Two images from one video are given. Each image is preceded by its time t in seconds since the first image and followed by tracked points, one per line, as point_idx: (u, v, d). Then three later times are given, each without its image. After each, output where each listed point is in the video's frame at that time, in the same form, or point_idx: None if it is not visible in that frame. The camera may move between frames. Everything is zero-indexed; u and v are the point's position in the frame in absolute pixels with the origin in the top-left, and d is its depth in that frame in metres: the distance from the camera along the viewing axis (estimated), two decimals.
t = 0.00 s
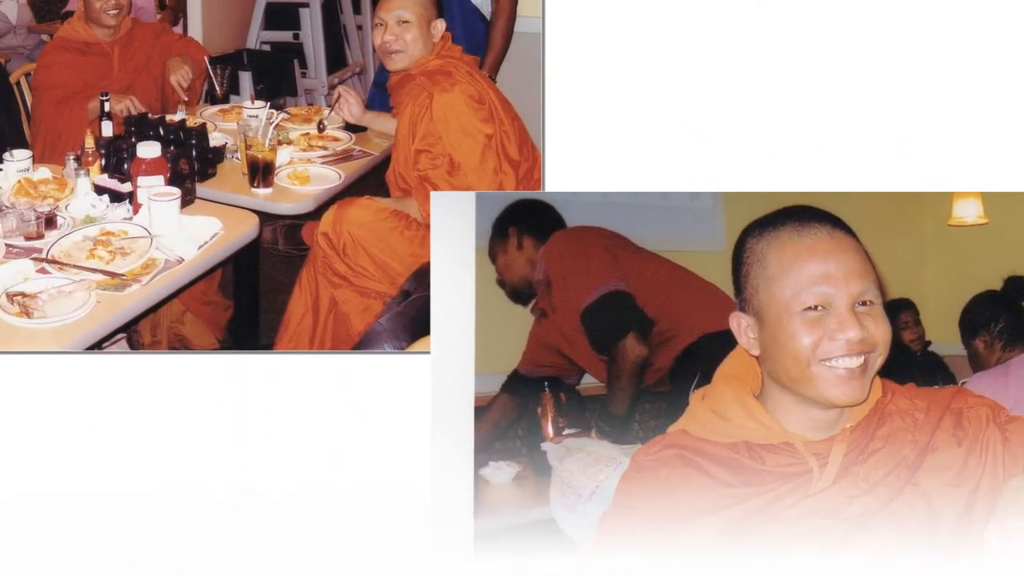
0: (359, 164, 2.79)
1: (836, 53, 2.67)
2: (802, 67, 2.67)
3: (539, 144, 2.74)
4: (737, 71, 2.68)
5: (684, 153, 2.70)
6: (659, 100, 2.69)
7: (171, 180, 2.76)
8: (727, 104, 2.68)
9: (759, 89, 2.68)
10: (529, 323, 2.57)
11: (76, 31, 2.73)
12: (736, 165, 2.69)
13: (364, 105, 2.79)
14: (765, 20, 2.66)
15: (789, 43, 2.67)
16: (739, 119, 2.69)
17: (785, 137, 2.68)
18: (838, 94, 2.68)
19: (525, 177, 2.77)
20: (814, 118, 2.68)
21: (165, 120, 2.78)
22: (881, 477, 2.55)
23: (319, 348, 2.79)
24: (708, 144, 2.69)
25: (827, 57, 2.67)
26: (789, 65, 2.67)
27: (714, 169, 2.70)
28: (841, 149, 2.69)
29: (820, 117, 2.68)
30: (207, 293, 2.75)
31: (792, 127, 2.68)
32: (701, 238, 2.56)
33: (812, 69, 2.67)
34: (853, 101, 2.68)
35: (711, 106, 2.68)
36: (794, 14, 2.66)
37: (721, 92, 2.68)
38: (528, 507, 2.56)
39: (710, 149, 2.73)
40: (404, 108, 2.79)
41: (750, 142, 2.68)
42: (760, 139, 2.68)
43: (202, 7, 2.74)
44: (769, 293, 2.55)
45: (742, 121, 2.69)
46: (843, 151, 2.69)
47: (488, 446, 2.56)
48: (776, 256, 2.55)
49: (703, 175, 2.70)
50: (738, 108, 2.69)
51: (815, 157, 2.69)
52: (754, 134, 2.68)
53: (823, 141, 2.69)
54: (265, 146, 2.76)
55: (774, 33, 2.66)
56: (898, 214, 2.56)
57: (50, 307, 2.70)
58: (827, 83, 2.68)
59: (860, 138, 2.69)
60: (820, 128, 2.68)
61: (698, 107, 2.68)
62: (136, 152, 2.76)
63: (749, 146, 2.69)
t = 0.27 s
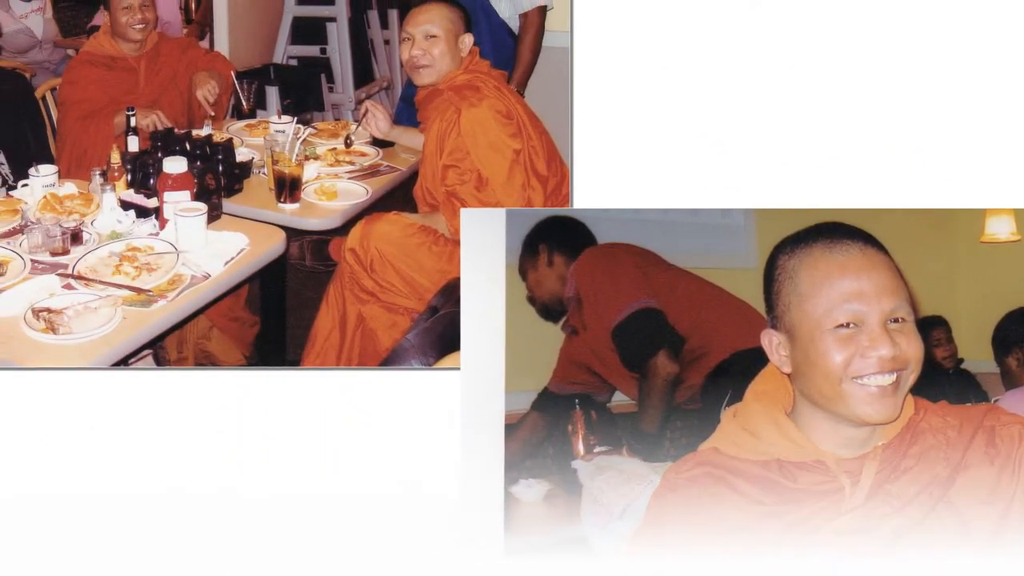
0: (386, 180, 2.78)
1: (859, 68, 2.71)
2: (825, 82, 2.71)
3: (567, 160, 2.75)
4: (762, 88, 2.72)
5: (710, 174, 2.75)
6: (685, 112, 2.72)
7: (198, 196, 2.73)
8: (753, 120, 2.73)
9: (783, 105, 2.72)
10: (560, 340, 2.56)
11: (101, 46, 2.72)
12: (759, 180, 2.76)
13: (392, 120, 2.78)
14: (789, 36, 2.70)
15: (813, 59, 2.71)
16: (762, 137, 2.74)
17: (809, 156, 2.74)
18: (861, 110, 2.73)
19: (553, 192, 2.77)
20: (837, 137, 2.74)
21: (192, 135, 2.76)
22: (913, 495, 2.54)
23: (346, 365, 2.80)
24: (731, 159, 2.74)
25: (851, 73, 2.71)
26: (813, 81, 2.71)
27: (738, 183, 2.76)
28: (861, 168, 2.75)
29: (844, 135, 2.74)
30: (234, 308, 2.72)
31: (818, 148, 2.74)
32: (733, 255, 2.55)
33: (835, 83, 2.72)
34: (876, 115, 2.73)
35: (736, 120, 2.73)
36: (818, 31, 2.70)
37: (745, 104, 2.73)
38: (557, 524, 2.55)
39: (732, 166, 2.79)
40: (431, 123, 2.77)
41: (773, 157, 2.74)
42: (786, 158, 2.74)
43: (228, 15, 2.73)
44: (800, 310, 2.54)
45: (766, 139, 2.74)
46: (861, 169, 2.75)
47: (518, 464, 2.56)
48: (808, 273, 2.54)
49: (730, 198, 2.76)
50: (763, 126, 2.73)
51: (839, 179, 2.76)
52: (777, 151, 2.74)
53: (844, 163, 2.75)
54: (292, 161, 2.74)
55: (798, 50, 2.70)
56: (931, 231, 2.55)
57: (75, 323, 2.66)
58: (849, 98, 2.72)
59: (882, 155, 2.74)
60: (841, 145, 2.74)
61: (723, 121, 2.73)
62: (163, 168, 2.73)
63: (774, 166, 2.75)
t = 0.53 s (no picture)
0: (413, 195, 2.77)
1: (887, 84, 2.73)
2: (851, 98, 2.73)
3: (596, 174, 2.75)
4: (790, 103, 2.72)
5: (738, 188, 2.73)
6: (715, 127, 2.73)
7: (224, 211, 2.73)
8: (781, 135, 2.73)
9: (811, 119, 2.73)
10: (590, 357, 2.57)
11: (127, 60, 2.70)
12: (787, 195, 2.74)
13: (419, 134, 2.78)
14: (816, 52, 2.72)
15: (839, 75, 2.73)
16: (790, 151, 2.73)
17: (836, 170, 2.74)
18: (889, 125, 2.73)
19: (580, 207, 2.78)
20: (865, 151, 2.74)
21: (218, 150, 2.75)
22: (946, 512, 2.52)
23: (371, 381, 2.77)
24: (760, 175, 2.74)
25: (878, 88, 2.73)
26: (840, 98, 2.73)
27: (768, 197, 2.74)
28: (890, 182, 2.75)
29: (871, 149, 2.74)
30: (260, 324, 2.72)
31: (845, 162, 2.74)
32: (765, 274, 2.55)
33: (863, 95, 2.73)
34: (903, 130, 2.74)
35: (764, 135, 2.73)
36: (845, 49, 2.72)
37: (772, 118, 2.73)
38: (587, 540, 2.54)
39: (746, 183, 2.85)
40: (459, 138, 2.78)
41: (801, 170, 2.75)
42: (815, 172, 2.74)
43: (255, 33, 2.71)
44: (832, 327, 2.54)
45: (794, 153, 2.74)
46: (889, 182, 2.75)
47: (548, 481, 2.56)
48: (840, 290, 2.54)
49: (759, 213, 2.75)
50: (791, 139, 2.73)
51: (866, 194, 2.75)
52: (805, 165, 2.74)
53: (871, 177, 2.75)
54: (318, 177, 2.73)
55: (825, 67, 2.72)
56: (962, 248, 2.54)
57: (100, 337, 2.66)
58: (876, 112, 2.73)
59: (908, 167, 2.75)
60: (869, 158, 2.74)
61: (750, 136, 2.73)
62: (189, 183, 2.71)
63: (802, 181, 2.74)
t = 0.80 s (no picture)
0: (440, 211, 2.77)
1: (916, 100, 2.72)
2: (881, 112, 2.72)
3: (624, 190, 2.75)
4: (817, 119, 2.72)
5: (762, 205, 2.76)
6: (740, 143, 2.74)
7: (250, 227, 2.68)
8: (808, 150, 2.73)
9: (839, 135, 2.73)
10: (621, 374, 2.61)
11: (152, 74, 2.69)
12: (811, 209, 2.76)
13: (446, 149, 2.78)
14: (846, 68, 2.71)
15: (869, 90, 2.72)
16: (816, 167, 2.75)
17: (862, 187, 2.76)
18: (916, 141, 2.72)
19: (607, 223, 2.79)
20: (890, 167, 2.74)
21: (244, 164, 2.73)
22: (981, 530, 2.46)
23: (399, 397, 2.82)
24: (787, 193, 2.76)
25: (909, 104, 2.71)
26: (869, 113, 2.72)
27: (791, 212, 2.77)
28: (915, 198, 2.76)
29: (898, 166, 2.74)
30: (287, 341, 2.73)
31: (870, 179, 2.76)
32: (795, 290, 2.58)
33: (891, 109, 2.72)
34: (931, 145, 2.73)
35: (788, 152, 2.74)
36: (879, 72, 2.70)
37: (799, 132, 2.73)
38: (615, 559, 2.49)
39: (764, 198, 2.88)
40: (486, 152, 2.76)
41: (825, 187, 2.76)
42: (841, 188, 2.76)
43: (280, 47, 2.70)
44: (863, 344, 2.52)
45: (819, 169, 2.75)
46: (914, 199, 2.75)
47: (578, 498, 2.51)
48: (870, 307, 2.52)
49: (782, 230, 2.78)
50: (817, 156, 2.75)
51: (889, 210, 2.76)
52: (830, 182, 2.76)
53: (896, 194, 2.76)
54: (345, 193, 2.69)
55: (855, 82, 2.72)
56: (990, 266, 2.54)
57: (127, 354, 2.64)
58: (904, 126, 2.72)
59: (934, 184, 2.76)
60: (895, 174, 2.74)
61: (777, 152, 2.74)
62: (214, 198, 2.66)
63: (827, 197, 2.76)
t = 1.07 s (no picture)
0: (467, 226, 2.74)
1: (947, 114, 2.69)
2: (914, 125, 2.68)
3: (652, 206, 2.72)
4: (846, 134, 2.70)
5: (788, 221, 2.74)
6: (770, 158, 2.71)
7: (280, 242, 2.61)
8: (837, 167, 2.71)
9: (869, 152, 2.70)
10: (652, 392, 2.55)
11: (179, 88, 2.69)
12: (836, 225, 2.74)
13: (473, 164, 2.76)
14: (878, 83, 2.67)
15: (900, 105, 2.68)
16: (844, 183, 2.72)
17: (891, 202, 2.72)
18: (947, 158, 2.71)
19: (635, 238, 2.74)
20: (921, 184, 2.71)
21: (270, 179, 2.72)
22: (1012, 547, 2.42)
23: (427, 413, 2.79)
24: (818, 208, 2.72)
25: (941, 120, 2.68)
26: (907, 124, 2.68)
27: (818, 228, 2.74)
28: (944, 214, 2.73)
29: (929, 183, 2.71)
30: (313, 356, 2.68)
31: (899, 194, 2.71)
32: (829, 307, 2.51)
33: (923, 124, 2.68)
34: (963, 162, 2.71)
35: (819, 167, 2.71)
36: (912, 88, 2.67)
37: (829, 147, 2.70)
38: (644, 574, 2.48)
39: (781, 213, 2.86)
40: (514, 167, 2.74)
41: (856, 202, 2.73)
42: (870, 204, 2.73)
43: (306, 61, 2.69)
44: (895, 362, 2.47)
45: (849, 186, 2.72)
46: (944, 214, 2.73)
47: (608, 514, 2.52)
48: (903, 324, 2.47)
49: (808, 247, 2.76)
50: (847, 172, 2.72)
51: (918, 225, 2.73)
52: (860, 197, 2.72)
53: (927, 208, 2.72)
54: (372, 207, 2.64)
55: (888, 97, 2.68)
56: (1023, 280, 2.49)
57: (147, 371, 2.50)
58: (936, 139, 2.69)
59: (966, 200, 2.72)
60: (925, 190, 2.71)
61: (805, 169, 2.71)
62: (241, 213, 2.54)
63: (855, 213, 2.74)
